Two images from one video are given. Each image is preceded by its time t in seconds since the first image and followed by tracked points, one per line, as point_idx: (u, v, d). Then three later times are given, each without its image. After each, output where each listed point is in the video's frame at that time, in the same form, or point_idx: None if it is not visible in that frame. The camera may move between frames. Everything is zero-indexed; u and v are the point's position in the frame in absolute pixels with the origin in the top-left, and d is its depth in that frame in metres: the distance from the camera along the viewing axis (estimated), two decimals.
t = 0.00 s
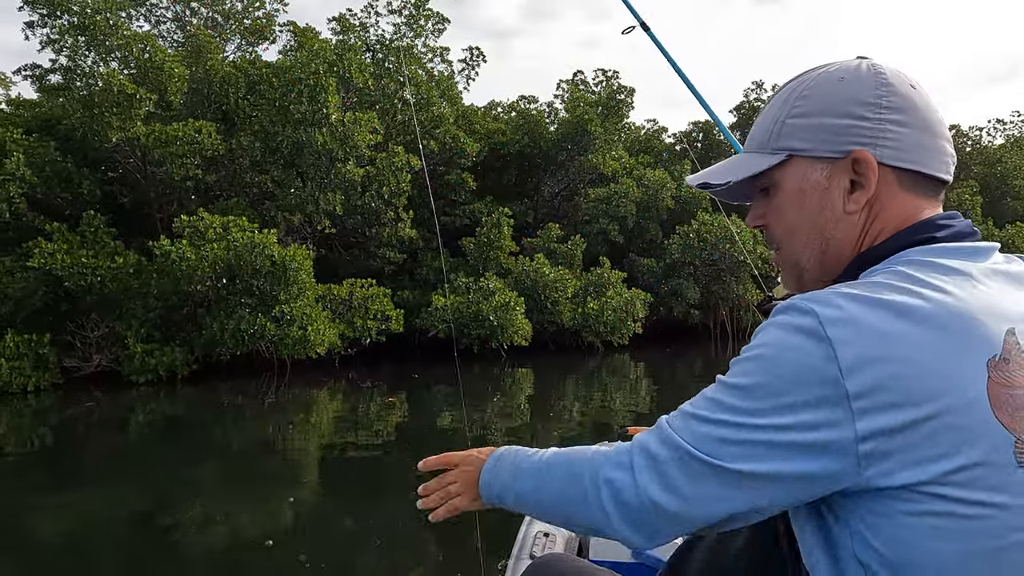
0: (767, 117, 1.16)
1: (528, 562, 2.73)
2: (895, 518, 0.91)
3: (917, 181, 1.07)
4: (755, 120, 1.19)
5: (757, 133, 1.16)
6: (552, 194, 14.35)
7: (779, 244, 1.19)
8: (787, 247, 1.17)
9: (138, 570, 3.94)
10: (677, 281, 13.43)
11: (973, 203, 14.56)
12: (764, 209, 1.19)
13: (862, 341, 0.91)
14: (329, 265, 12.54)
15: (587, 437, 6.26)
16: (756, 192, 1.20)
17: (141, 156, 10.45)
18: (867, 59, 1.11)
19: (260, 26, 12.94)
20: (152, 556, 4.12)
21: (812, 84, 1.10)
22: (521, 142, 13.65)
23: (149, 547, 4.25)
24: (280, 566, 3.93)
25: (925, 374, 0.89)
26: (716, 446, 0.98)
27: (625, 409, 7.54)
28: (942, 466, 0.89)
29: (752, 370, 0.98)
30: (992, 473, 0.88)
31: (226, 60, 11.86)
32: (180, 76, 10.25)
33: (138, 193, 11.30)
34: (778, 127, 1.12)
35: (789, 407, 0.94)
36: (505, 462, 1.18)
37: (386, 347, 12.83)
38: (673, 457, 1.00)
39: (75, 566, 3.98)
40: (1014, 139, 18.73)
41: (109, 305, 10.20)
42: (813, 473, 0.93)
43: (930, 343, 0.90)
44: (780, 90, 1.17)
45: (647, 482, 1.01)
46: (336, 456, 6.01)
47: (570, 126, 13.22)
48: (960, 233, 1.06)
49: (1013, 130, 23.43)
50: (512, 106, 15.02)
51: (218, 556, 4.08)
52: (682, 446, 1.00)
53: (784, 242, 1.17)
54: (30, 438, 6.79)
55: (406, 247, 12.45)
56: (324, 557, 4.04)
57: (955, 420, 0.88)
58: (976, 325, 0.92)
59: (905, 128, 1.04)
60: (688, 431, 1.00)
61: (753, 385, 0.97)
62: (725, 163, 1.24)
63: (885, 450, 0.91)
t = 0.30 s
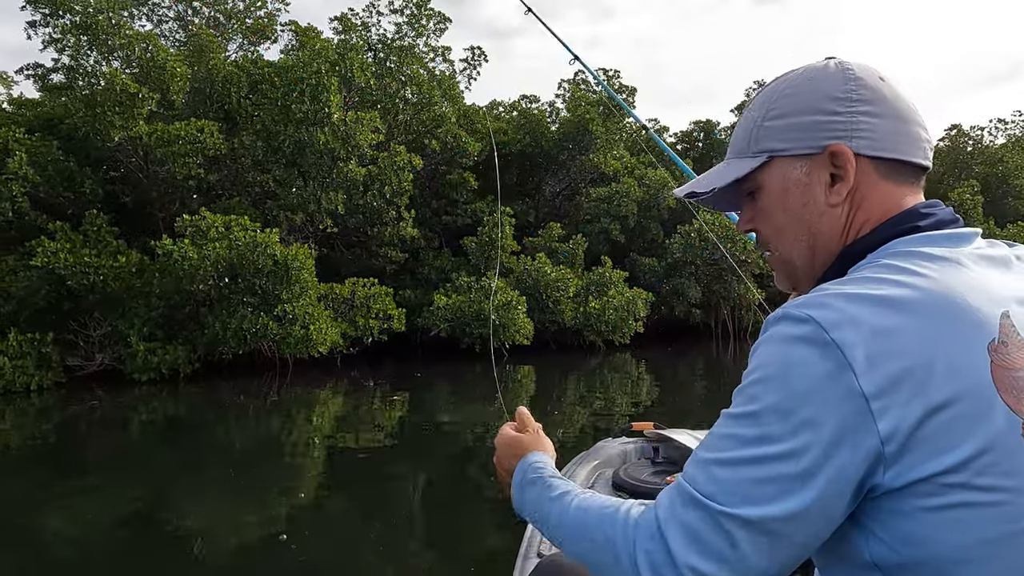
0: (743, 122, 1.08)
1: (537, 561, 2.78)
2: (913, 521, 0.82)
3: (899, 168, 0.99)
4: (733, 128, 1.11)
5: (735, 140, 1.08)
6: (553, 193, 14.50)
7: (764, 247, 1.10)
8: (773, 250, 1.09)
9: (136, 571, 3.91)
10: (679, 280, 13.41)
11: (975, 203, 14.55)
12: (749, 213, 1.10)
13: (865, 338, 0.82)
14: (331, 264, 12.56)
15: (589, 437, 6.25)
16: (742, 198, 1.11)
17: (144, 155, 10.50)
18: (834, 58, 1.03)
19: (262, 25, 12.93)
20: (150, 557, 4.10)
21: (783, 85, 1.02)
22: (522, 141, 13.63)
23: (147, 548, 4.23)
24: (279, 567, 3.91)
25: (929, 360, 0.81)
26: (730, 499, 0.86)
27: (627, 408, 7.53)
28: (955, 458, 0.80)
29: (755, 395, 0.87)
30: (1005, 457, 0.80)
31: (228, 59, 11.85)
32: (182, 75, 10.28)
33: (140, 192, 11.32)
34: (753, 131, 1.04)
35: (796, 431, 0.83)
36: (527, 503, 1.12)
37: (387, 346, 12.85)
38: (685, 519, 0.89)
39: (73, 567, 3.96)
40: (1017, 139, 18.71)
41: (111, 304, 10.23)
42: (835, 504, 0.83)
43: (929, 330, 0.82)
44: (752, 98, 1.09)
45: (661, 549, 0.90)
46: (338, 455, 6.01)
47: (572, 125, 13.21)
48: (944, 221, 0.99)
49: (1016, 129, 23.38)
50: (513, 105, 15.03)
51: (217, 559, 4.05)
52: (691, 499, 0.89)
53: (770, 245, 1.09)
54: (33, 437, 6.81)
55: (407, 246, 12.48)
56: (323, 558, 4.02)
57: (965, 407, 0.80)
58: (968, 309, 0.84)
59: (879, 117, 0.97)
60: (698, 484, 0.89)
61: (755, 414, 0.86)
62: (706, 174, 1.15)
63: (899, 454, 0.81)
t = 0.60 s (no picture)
0: (716, 132, 1.17)
1: (534, 561, 2.81)
2: (881, 511, 0.89)
3: (866, 172, 1.08)
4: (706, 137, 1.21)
5: (710, 149, 1.18)
6: (555, 193, 14.51)
7: (745, 250, 1.19)
8: (753, 252, 1.18)
9: (142, 569, 3.94)
10: (680, 280, 13.43)
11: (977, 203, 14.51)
12: (728, 218, 1.20)
13: (830, 339, 0.89)
14: (333, 264, 12.58)
15: (589, 436, 6.27)
16: (721, 205, 1.21)
17: (145, 155, 10.53)
18: (802, 67, 1.13)
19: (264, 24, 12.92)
20: (155, 554, 4.13)
21: (750, 96, 1.12)
22: (524, 141, 13.59)
23: (153, 545, 4.26)
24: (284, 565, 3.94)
25: (893, 359, 0.88)
26: (709, 493, 0.94)
27: (628, 408, 7.54)
28: (916, 452, 0.87)
29: (730, 396, 0.95)
30: (967, 451, 0.86)
31: (230, 59, 11.83)
32: (184, 75, 10.29)
33: (141, 191, 11.32)
34: (726, 140, 1.13)
35: (767, 428, 0.90)
36: (530, 461, 1.24)
37: (389, 346, 12.88)
38: (671, 512, 0.97)
39: (79, 565, 3.98)
40: (1019, 138, 18.65)
41: (113, 303, 10.26)
42: (805, 498, 0.90)
43: (893, 329, 0.89)
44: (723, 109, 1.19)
45: (650, 537, 0.99)
46: (340, 454, 6.04)
47: (573, 125, 13.16)
48: (912, 221, 1.07)
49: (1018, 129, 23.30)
50: (515, 105, 15.03)
51: (222, 556, 4.08)
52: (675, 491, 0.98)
53: (750, 247, 1.18)
54: (36, 435, 6.83)
55: (409, 246, 12.50)
56: (326, 556, 4.04)
57: (927, 403, 0.87)
58: (931, 307, 0.91)
59: (846, 122, 1.06)
60: (681, 479, 0.98)
61: (731, 413, 0.94)
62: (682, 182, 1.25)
63: (864, 448, 0.88)
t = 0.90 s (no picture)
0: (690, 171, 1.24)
1: (525, 562, 2.80)
2: (842, 508, 0.91)
3: (812, 195, 1.09)
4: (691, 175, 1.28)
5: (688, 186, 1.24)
6: (556, 193, 14.51)
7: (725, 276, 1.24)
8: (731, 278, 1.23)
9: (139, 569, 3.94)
10: (681, 280, 13.42)
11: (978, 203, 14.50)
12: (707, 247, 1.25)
13: (786, 341, 0.92)
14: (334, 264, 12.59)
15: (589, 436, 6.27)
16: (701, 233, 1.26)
17: (147, 155, 10.56)
18: (759, 98, 1.16)
19: (266, 25, 12.94)
20: (153, 555, 4.13)
21: (708, 136, 1.18)
22: (525, 141, 13.57)
23: (150, 546, 4.26)
24: (282, 566, 3.94)
25: (845, 357, 0.90)
26: (681, 496, 0.96)
27: (628, 409, 7.54)
28: (870, 446, 0.88)
29: (700, 401, 0.98)
30: (920, 445, 0.87)
31: (231, 59, 11.85)
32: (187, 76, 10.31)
33: (144, 192, 11.36)
34: (692, 179, 1.20)
35: (732, 429, 0.93)
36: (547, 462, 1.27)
37: (390, 345, 12.91)
38: (648, 516, 0.99)
39: (77, 565, 3.98)
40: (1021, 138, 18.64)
41: (115, 303, 10.27)
42: (771, 496, 0.92)
43: (846, 330, 0.91)
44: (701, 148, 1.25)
45: (629, 542, 1.01)
46: (340, 454, 6.04)
47: (574, 125, 13.13)
48: (873, 234, 1.08)
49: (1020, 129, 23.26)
50: (516, 105, 15.05)
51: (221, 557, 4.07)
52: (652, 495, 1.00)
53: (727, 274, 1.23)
54: (38, 435, 6.85)
55: (410, 246, 12.53)
56: (324, 556, 4.04)
57: (879, 399, 0.89)
58: (879, 308, 0.94)
59: (782, 151, 1.08)
60: (656, 484, 1.00)
61: (700, 416, 0.96)
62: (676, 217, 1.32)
63: (823, 444, 0.90)
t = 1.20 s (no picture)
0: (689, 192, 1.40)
1: (518, 562, 2.78)
2: (828, 499, 0.99)
3: (791, 207, 1.23)
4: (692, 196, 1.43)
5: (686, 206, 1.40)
6: (557, 193, 14.61)
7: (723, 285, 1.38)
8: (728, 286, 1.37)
9: (143, 567, 3.95)
10: (681, 280, 13.45)
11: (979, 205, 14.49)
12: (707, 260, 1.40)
13: (769, 343, 1.02)
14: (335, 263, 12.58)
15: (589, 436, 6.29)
16: (701, 248, 1.41)
17: (149, 154, 10.56)
18: (739, 122, 1.31)
19: (267, 24, 12.93)
20: (157, 553, 4.14)
21: (697, 161, 1.34)
22: (526, 141, 13.57)
23: (153, 544, 4.27)
24: (285, 564, 3.95)
25: (822, 355, 0.99)
26: (679, 499, 1.06)
27: (628, 409, 7.55)
28: (849, 438, 0.97)
29: (693, 407, 1.08)
30: (893, 435, 0.96)
31: (233, 58, 11.85)
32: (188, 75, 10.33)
33: (145, 191, 11.38)
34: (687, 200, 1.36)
35: (722, 432, 1.02)
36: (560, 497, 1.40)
37: (391, 344, 12.94)
38: (653, 521, 1.10)
39: (81, 563, 3.99)
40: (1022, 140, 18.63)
41: (116, 302, 10.28)
42: (760, 492, 1.01)
43: (821, 330, 1.01)
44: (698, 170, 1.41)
45: (638, 546, 1.11)
46: (342, 453, 6.06)
47: (575, 125, 13.12)
48: (855, 241, 1.21)
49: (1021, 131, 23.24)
50: (517, 105, 15.06)
51: (223, 555, 4.09)
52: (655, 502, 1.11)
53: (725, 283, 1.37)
54: (40, 433, 6.87)
55: (411, 246, 12.55)
56: (326, 555, 4.06)
57: (856, 394, 0.98)
58: (858, 311, 1.04)
59: (759, 168, 1.23)
60: (658, 490, 1.11)
61: (693, 422, 1.07)
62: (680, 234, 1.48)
63: (805, 440, 0.99)
